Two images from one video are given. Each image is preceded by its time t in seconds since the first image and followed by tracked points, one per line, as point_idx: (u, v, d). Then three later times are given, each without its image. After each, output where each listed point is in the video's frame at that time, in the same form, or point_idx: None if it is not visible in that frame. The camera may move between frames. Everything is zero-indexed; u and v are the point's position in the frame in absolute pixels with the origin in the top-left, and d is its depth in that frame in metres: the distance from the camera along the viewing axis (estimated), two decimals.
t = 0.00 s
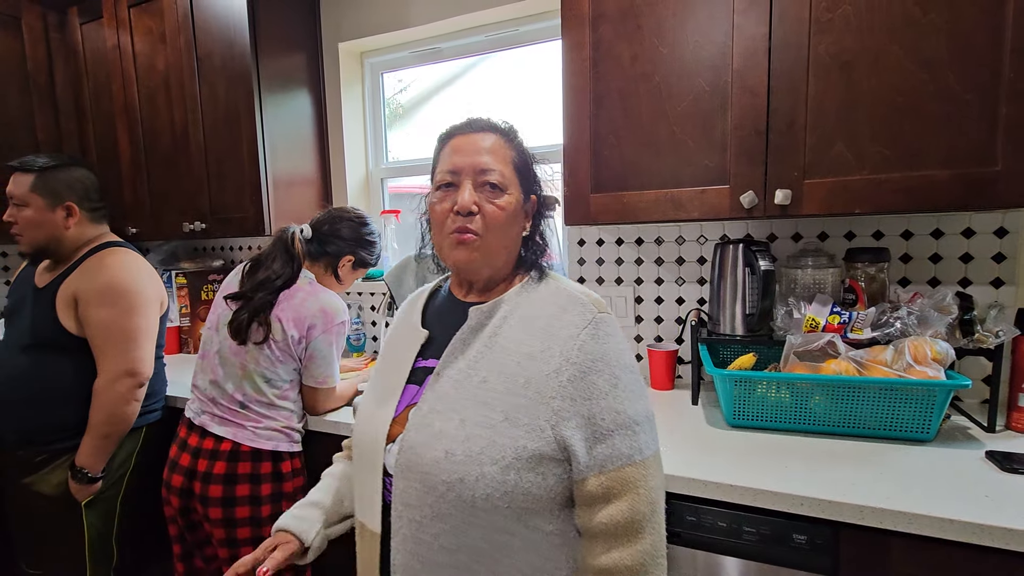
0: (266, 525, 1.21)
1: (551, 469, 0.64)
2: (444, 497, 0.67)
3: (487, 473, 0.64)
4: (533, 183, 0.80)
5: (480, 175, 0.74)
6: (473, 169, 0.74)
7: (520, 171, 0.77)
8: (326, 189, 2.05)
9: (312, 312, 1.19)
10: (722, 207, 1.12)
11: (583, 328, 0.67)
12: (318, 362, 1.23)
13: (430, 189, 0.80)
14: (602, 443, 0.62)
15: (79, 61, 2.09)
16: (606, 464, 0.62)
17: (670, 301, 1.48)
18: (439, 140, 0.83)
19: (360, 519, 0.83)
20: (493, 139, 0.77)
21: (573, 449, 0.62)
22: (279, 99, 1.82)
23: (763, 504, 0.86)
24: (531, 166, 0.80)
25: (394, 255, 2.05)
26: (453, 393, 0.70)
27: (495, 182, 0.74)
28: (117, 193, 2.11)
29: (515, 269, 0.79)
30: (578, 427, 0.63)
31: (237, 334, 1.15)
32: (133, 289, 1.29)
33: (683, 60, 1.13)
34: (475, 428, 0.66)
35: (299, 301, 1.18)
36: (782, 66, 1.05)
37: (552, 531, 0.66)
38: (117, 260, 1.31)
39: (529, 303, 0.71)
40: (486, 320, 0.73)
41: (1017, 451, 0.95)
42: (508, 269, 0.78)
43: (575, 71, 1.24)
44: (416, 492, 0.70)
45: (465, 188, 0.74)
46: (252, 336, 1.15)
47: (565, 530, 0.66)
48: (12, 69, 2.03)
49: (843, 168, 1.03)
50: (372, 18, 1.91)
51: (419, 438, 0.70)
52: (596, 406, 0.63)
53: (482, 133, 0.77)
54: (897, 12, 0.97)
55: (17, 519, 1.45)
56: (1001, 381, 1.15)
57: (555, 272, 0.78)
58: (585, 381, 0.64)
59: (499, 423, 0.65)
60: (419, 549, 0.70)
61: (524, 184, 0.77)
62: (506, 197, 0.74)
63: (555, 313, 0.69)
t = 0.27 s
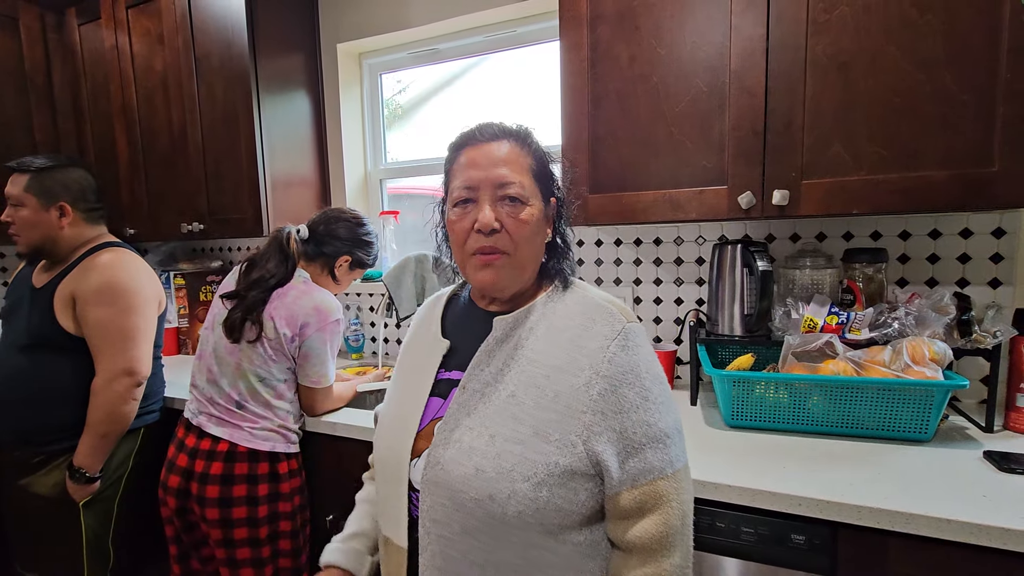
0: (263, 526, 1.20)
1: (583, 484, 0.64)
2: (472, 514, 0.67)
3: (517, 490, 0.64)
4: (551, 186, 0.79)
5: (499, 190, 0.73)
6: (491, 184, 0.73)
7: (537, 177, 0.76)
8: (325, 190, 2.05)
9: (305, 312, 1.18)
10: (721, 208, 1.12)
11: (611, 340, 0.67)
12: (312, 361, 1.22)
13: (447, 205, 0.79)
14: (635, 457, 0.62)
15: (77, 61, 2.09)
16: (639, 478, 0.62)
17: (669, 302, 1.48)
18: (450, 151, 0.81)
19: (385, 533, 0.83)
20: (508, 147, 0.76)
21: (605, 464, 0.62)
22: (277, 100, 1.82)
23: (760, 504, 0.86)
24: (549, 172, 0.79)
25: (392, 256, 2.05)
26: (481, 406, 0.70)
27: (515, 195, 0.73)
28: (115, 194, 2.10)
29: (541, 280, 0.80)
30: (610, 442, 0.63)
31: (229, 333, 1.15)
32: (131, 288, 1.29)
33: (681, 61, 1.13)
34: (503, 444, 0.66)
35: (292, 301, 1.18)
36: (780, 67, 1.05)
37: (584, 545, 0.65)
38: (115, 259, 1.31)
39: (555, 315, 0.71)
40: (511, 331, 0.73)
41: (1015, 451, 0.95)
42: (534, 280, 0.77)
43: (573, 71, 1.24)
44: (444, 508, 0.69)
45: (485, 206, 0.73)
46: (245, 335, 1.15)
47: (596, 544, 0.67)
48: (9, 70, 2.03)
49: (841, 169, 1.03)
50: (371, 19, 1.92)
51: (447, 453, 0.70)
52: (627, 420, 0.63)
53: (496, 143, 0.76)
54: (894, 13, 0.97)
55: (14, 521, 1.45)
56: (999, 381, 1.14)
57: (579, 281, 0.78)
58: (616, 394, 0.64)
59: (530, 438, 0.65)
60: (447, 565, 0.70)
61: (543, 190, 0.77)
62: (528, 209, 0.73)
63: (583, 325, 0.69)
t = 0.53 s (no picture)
0: (261, 528, 1.20)
1: (596, 492, 0.64)
2: (484, 520, 0.67)
3: (529, 497, 0.64)
4: (567, 186, 0.79)
5: (510, 191, 0.73)
6: (502, 186, 0.74)
7: (551, 179, 0.76)
8: (324, 191, 2.05)
9: (304, 314, 1.18)
10: (719, 209, 1.13)
11: (626, 347, 0.66)
12: (311, 363, 1.22)
13: (459, 206, 0.80)
14: (649, 466, 0.62)
15: (75, 62, 2.08)
16: (654, 488, 0.62)
17: (668, 302, 1.48)
18: (464, 151, 0.81)
19: (394, 537, 0.83)
20: (520, 148, 0.76)
21: (619, 473, 0.62)
22: (275, 101, 1.82)
23: (760, 505, 0.86)
24: (562, 173, 0.79)
25: (392, 257, 2.05)
26: (495, 411, 0.70)
27: (527, 197, 0.73)
28: (113, 195, 2.10)
29: (554, 284, 0.80)
30: (624, 451, 0.62)
31: (228, 335, 1.14)
32: (125, 288, 1.28)
33: (679, 62, 1.13)
34: (516, 450, 0.66)
35: (292, 303, 1.18)
36: (778, 68, 1.06)
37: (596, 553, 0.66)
38: (110, 259, 1.30)
39: (569, 321, 0.72)
40: (525, 335, 0.74)
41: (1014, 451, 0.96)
42: (546, 282, 0.77)
43: (572, 72, 1.24)
44: (455, 514, 0.69)
45: (495, 208, 0.73)
46: (243, 338, 1.15)
47: (609, 551, 0.67)
48: (6, 71, 2.03)
49: (839, 169, 1.03)
50: (369, 20, 1.92)
51: (459, 457, 0.70)
52: (642, 428, 0.63)
53: (508, 144, 0.76)
54: (892, 14, 0.98)
55: (11, 524, 1.44)
56: (997, 381, 1.15)
57: (593, 285, 0.79)
58: (630, 402, 0.64)
59: (543, 446, 0.65)
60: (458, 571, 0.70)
61: (557, 191, 0.77)
62: (540, 211, 0.73)
63: (597, 331, 0.69)
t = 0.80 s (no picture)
0: (263, 530, 1.20)
1: (599, 497, 0.64)
2: (487, 525, 0.67)
3: (532, 501, 0.64)
4: (570, 190, 0.79)
5: (512, 193, 0.73)
6: (504, 188, 0.74)
7: (553, 181, 0.76)
8: (323, 193, 2.05)
9: (304, 315, 1.18)
10: (718, 210, 1.13)
11: (630, 352, 0.66)
12: (311, 365, 1.22)
13: (462, 209, 0.80)
14: (653, 471, 0.62)
15: (73, 64, 2.08)
16: (659, 493, 0.62)
17: (667, 303, 1.48)
18: (467, 154, 0.82)
19: (399, 540, 0.83)
20: (523, 150, 0.76)
21: (623, 479, 0.62)
22: (274, 102, 1.82)
23: (760, 506, 0.86)
24: (565, 175, 0.79)
25: (391, 258, 2.05)
26: (498, 415, 0.70)
27: (528, 199, 0.73)
28: (111, 197, 2.10)
29: (559, 287, 0.81)
30: (628, 456, 0.62)
31: (228, 336, 1.14)
32: (116, 288, 1.28)
33: (678, 64, 1.14)
34: (519, 454, 0.66)
35: (291, 304, 1.18)
36: (776, 70, 1.06)
37: (600, 557, 0.66)
38: (100, 259, 1.30)
39: (574, 325, 0.72)
40: (528, 338, 0.74)
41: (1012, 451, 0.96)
42: (548, 284, 0.77)
43: (570, 74, 1.24)
44: (458, 518, 0.69)
45: (497, 210, 0.74)
46: (243, 339, 1.15)
47: (614, 556, 0.67)
48: (5, 73, 2.03)
49: (837, 171, 1.04)
50: (368, 21, 1.92)
51: (462, 461, 0.70)
52: (646, 434, 0.63)
53: (511, 146, 0.77)
54: (890, 16, 0.98)
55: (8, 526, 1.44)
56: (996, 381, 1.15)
57: (598, 288, 0.80)
58: (635, 407, 0.63)
59: (546, 450, 0.65)
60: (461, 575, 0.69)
61: (559, 194, 0.77)
62: (541, 213, 0.73)
63: (601, 335, 0.69)
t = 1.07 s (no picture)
0: (262, 532, 1.20)
1: (600, 498, 0.64)
2: (488, 526, 0.67)
3: (533, 503, 0.64)
4: (572, 191, 0.79)
5: (513, 192, 0.74)
6: (506, 186, 0.74)
7: (555, 182, 0.76)
8: (322, 195, 2.05)
9: (304, 318, 1.18)
10: (717, 211, 1.13)
11: (631, 352, 0.66)
12: (311, 367, 1.22)
13: (465, 207, 0.81)
14: (654, 473, 0.62)
15: (73, 67, 2.08)
16: (660, 495, 0.62)
17: (666, 304, 1.49)
18: (472, 155, 0.83)
19: (399, 540, 0.83)
20: (527, 151, 0.77)
21: (623, 480, 0.62)
22: (274, 104, 1.82)
23: (759, 507, 0.86)
24: (568, 176, 0.79)
25: (390, 260, 2.05)
26: (499, 415, 0.70)
27: (528, 198, 0.73)
28: (111, 199, 2.10)
29: (559, 287, 0.81)
30: (629, 458, 0.63)
31: (229, 339, 1.14)
32: (101, 288, 1.27)
33: (676, 66, 1.14)
34: (520, 455, 0.66)
35: (292, 307, 1.18)
36: (775, 72, 1.06)
37: (600, 559, 0.66)
38: (84, 259, 1.29)
39: (576, 326, 0.73)
40: (530, 338, 0.74)
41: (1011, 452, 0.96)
42: (550, 285, 0.78)
43: (569, 76, 1.24)
44: (460, 519, 0.69)
45: (498, 208, 0.74)
46: (244, 342, 1.15)
47: (615, 558, 0.67)
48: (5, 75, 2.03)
49: (836, 172, 1.04)
50: (367, 23, 1.92)
51: (463, 461, 0.70)
52: (647, 435, 0.63)
53: (514, 147, 0.77)
54: (888, 18, 0.98)
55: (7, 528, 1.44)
56: (994, 382, 1.15)
57: (600, 289, 0.80)
58: (636, 409, 0.63)
59: (547, 451, 0.65)
60: None
61: (562, 194, 0.77)
62: (542, 212, 0.74)
63: (603, 336, 0.69)
